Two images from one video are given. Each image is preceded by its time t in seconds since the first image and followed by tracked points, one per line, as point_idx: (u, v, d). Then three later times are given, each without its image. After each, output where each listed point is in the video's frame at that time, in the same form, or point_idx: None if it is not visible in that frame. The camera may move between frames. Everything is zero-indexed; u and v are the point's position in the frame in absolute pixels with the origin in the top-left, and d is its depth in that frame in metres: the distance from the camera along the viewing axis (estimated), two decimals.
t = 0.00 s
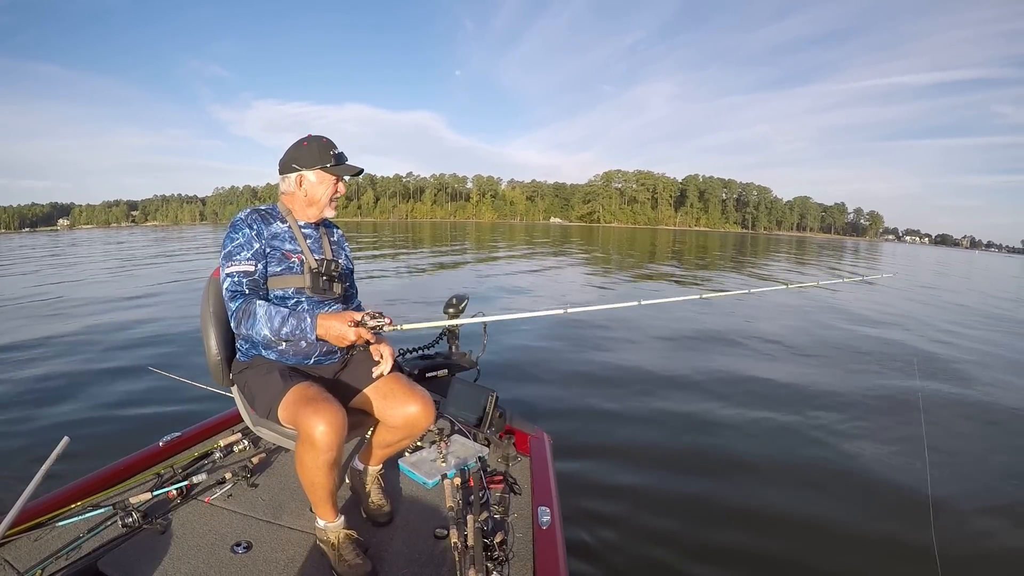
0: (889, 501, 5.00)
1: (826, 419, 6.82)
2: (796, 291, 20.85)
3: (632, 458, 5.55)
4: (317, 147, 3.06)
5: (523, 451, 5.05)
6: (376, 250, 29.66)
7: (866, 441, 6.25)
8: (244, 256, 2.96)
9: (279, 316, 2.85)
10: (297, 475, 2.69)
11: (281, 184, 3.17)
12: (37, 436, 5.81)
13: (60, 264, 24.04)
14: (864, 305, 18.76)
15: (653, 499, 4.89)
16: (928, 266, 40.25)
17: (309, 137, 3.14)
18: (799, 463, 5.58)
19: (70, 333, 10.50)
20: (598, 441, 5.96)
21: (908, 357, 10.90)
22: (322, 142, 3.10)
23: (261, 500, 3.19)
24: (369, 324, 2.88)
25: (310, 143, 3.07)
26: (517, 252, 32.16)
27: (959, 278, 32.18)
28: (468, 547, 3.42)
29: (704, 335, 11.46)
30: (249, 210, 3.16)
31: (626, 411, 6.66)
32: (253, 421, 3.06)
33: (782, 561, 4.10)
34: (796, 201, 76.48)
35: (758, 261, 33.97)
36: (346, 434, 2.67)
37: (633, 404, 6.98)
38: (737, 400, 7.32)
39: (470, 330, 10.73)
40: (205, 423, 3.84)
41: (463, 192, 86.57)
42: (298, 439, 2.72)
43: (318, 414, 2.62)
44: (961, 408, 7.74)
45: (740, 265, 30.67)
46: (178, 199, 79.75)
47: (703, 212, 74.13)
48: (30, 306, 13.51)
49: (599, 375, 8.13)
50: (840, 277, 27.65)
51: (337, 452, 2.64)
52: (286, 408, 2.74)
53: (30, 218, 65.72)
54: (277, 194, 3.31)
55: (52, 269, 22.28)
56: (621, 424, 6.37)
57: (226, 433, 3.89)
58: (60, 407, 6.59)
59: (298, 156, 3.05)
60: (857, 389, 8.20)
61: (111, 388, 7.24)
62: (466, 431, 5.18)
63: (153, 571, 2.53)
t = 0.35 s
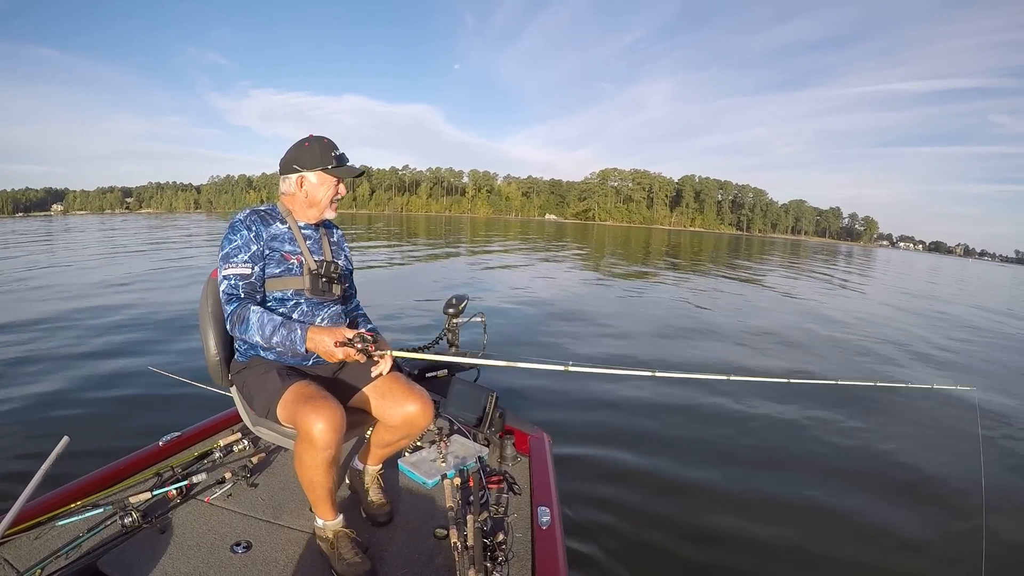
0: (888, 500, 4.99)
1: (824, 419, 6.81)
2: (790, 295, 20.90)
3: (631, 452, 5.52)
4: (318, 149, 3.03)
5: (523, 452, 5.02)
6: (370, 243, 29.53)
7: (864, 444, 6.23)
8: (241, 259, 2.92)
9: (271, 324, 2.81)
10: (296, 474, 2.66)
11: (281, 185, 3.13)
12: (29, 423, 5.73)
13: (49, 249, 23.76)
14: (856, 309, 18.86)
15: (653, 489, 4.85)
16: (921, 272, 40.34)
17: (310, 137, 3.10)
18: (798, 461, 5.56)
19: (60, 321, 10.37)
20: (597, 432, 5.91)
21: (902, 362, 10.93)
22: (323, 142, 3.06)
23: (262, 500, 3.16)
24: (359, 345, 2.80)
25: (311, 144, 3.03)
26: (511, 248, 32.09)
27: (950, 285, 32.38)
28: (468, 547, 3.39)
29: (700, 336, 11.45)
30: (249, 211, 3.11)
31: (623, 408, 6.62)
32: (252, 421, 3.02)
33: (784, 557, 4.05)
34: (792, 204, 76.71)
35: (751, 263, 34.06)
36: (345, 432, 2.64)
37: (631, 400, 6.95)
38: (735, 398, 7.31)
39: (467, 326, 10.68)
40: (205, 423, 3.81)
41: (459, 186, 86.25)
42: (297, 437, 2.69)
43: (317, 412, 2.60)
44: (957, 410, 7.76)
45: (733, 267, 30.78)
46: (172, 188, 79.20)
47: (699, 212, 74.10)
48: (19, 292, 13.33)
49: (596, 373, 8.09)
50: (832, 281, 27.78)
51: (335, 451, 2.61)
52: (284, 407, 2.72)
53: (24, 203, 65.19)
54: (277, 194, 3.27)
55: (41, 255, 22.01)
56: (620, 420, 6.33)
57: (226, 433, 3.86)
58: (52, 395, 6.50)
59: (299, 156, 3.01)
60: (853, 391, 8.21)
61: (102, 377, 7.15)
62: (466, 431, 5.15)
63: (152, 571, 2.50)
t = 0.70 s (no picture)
0: (886, 498, 5.01)
1: (822, 419, 6.84)
2: (785, 293, 20.98)
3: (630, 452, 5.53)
4: (317, 149, 3.02)
5: (523, 452, 5.03)
6: (366, 242, 29.49)
7: (861, 442, 6.25)
8: (238, 264, 2.91)
9: (263, 332, 2.82)
10: (297, 473, 2.65)
11: (280, 186, 3.12)
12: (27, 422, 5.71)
13: (43, 249, 23.65)
14: (851, 308, 18.93)
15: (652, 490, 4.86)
16: (916, 271, 40.45)
17: (308, 138, 3.10)
18: (796, 461, 5.58)
19: (56, 319, 10.34)
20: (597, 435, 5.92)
21: (897, 360, 10.97)
22: (322, 143, 3.06)
23: (262, 501, 3.16)
24: (341, 365, 2.72)
25: (310, 144, 3.03)
26: (508, 247, 32.07)
27: (944, 283, 32.52)
28: (468, 548, 3.39)
29: (698, 334, 11.47)
30: (247, 212, 3.10)
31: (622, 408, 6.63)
32: (253, 422, 3.02)
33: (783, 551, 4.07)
34: (787, 203, 76.89)
35: (746, 261, 34.13)
36: (348, 432, 2.64)
37: (629, 400, 6.96)
38: (733, 399, 7.33)
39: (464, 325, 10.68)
40: (204, 424, 3.80)
41: (455, 185, 86.04)
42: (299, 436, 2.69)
43: (321, 411, 2.60)
44: (952, 410, 7.81)
45: (728, 265, 30.84)
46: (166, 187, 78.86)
47: (694, 211, 74.18)
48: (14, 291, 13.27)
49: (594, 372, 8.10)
50: (827, 279, 27.86)
51: (338, 451, 2.60)
52: (286, 406, 2.72)
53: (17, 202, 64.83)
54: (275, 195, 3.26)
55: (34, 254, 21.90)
56: (618, 421, 6.35)
57: (225, 434, 3.85)
58: (49, 394, 6.48)
59: (297, 157, 3.01)
60: (849, 389, 8.25)
61: (100, 376, 7.13)
62: (466, 432, 5.15)
63: (151, 571, 2.50)
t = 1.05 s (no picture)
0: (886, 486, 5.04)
1: (822, 407, 6.86)
2: (784, 288, 21.01)
3: (631, 446, 5.56)
4: (317, 149, 3.05)
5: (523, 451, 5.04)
6: (365, 248, 29.52)
7: (862, 430, 6.27)
8: (237, 264, 2.93)
9: (260, 334, 2.83)
10: (302, 474, 2.68)
11: (281, 186, 3.15)
12: (31, 434, 5.75)
13: (42, 263, 23.65)
14: (851, 301, 18.94)
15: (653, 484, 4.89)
16: (915, 263, 40.45)
17: (308, 138, 3.13)
18: (797, 450, 5.60)
19: (58, 332, 10.38)
20: (597, 430, 5.94)
21: (898, 349, 10.98)
22: (322, 143, 3.09)
23: (262, 501, 3.18)
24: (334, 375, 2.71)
25: (310, 144, 3.06)
26: (507, 249, 32.09)
27: (943, 275, 32.53)
28: (468, 548, 3.41)
29: (697, 328, 11.49)
30: (248, 212, 3.12)
31: (623, 403, 6.65)
32: (257, 423, 3.03)
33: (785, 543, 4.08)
34: (784, 199, 76.98)
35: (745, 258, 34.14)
36: (354, 436, 2.66)
37: (630, 395, 6.98)
38: (734, 389, 7.35)
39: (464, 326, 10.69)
40: (205, 424, 3.82)
41: (452, 189, 86.10)
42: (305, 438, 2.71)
43: (328, 413, 2.62)
44: (952, 397, 7.82)
45: (726, 262, 30.88)
46: (163, 199, 78.84)
47: (691, 209, 74.23)
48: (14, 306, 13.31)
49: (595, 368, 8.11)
50: (827, 273, 27.88)
51: (343, 454, 2.63)
52: (292, 409, 2.74)
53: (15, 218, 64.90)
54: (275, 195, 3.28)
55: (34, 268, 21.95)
56: (619, 415, 6.37)
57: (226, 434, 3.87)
58: (51, 405, 6.52)
59: (298, 157, 3.03)
60: (850, 379, 8.26)
61: (103, 387, 7.17)
62: (466, 431, 5.17)
63: (151, 571, 2.52)
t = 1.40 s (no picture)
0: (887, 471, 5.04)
1: (822, 398, 6.87)
2: (783, 286, 21.04)
3: (631, 437, 5.56)
4: (319, 148, 3.07)
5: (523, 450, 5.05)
6: (364, 253, 29.50)
7: (862, 420, 6.28)
8: (241, 263, 2.95)
9: (267, 331, 2.85)
10: (305, 476, 2.69)
11: (282, 186, 3.17)
12: (33, 439, 5.76)
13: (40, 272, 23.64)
14: (850, 299, 18.96)
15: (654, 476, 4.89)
16: (912, 260, 40.55)
17: (310, 137, 3.15)
18: (797, 439, 5.60)
19: (57, 340, 10.37)
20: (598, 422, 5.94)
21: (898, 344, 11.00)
22: (324, 142, 3.11)
23: (262, 501, 3.18)
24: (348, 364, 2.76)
25: (312, 144, 3.07)
26: (505, 252, 32.08)
27: (941, 271, 32.56)
28: (468, 547, 3.42)
29: (697, 326, 11.51)
30: (250, 212, 3.14)
31: (623, 398, 6.65)
32: (257, 424, 3.04)
33: (787, 531, 4.09)
34: (781, 198, 77.07)
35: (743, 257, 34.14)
36: (357, 439, 2.67)
37: (630, 390, 6.98)
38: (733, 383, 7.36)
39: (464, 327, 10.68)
40: (205, 425, 3.83)
41: (450, 194, 86.17)
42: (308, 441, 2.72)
43: (331, 417, 2.63)
44: (952, 387, 7.82)
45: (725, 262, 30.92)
46: (160, 207, 78.80)
47: (689, 209, 74.28)
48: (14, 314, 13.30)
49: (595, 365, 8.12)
50: (825, 271, 27.90)
51: (345, 457, 2.64)
52: (294, 411, 2.75)
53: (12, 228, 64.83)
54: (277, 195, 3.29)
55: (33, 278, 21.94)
56: (620, 409, 6.38)
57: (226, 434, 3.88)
58: (52, 411, 6.52)
59: (300, 157, 3.06)
60: (849, 371, 8.28)
61: (103, 392, 7.18)
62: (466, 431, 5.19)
63: (150, 572, 2.53)
